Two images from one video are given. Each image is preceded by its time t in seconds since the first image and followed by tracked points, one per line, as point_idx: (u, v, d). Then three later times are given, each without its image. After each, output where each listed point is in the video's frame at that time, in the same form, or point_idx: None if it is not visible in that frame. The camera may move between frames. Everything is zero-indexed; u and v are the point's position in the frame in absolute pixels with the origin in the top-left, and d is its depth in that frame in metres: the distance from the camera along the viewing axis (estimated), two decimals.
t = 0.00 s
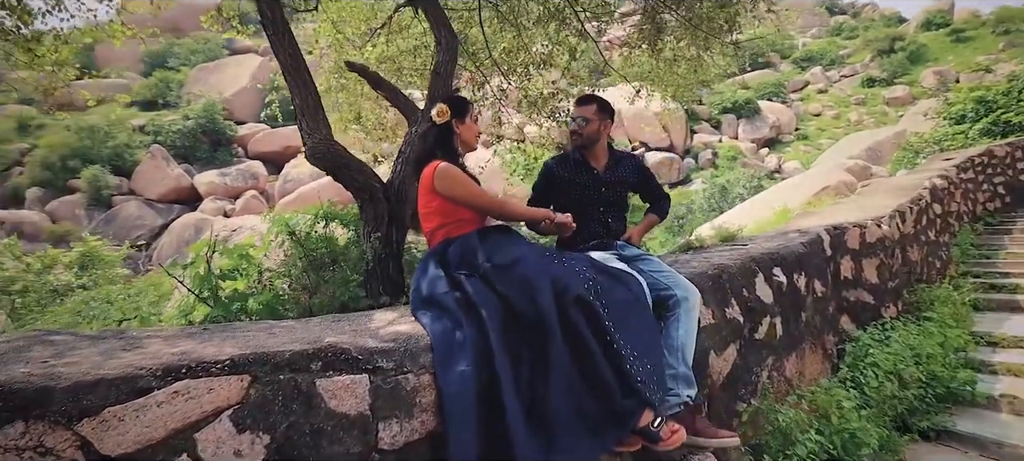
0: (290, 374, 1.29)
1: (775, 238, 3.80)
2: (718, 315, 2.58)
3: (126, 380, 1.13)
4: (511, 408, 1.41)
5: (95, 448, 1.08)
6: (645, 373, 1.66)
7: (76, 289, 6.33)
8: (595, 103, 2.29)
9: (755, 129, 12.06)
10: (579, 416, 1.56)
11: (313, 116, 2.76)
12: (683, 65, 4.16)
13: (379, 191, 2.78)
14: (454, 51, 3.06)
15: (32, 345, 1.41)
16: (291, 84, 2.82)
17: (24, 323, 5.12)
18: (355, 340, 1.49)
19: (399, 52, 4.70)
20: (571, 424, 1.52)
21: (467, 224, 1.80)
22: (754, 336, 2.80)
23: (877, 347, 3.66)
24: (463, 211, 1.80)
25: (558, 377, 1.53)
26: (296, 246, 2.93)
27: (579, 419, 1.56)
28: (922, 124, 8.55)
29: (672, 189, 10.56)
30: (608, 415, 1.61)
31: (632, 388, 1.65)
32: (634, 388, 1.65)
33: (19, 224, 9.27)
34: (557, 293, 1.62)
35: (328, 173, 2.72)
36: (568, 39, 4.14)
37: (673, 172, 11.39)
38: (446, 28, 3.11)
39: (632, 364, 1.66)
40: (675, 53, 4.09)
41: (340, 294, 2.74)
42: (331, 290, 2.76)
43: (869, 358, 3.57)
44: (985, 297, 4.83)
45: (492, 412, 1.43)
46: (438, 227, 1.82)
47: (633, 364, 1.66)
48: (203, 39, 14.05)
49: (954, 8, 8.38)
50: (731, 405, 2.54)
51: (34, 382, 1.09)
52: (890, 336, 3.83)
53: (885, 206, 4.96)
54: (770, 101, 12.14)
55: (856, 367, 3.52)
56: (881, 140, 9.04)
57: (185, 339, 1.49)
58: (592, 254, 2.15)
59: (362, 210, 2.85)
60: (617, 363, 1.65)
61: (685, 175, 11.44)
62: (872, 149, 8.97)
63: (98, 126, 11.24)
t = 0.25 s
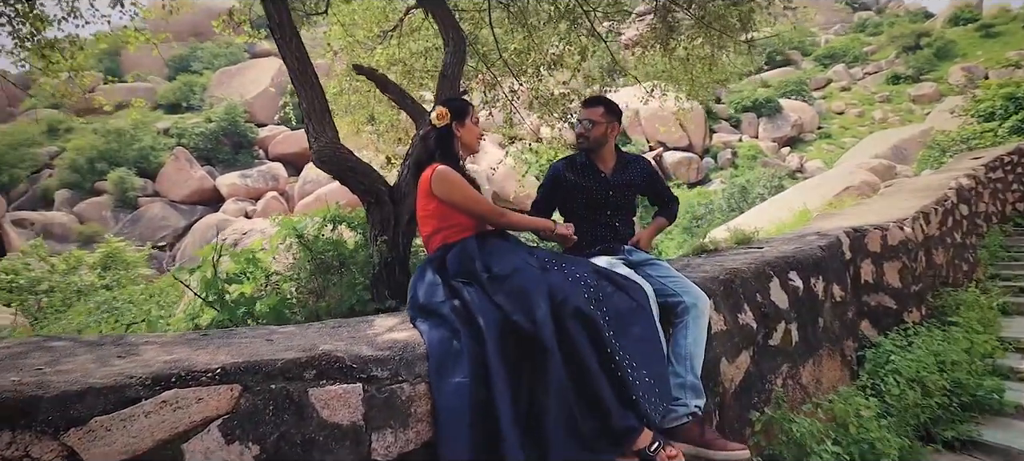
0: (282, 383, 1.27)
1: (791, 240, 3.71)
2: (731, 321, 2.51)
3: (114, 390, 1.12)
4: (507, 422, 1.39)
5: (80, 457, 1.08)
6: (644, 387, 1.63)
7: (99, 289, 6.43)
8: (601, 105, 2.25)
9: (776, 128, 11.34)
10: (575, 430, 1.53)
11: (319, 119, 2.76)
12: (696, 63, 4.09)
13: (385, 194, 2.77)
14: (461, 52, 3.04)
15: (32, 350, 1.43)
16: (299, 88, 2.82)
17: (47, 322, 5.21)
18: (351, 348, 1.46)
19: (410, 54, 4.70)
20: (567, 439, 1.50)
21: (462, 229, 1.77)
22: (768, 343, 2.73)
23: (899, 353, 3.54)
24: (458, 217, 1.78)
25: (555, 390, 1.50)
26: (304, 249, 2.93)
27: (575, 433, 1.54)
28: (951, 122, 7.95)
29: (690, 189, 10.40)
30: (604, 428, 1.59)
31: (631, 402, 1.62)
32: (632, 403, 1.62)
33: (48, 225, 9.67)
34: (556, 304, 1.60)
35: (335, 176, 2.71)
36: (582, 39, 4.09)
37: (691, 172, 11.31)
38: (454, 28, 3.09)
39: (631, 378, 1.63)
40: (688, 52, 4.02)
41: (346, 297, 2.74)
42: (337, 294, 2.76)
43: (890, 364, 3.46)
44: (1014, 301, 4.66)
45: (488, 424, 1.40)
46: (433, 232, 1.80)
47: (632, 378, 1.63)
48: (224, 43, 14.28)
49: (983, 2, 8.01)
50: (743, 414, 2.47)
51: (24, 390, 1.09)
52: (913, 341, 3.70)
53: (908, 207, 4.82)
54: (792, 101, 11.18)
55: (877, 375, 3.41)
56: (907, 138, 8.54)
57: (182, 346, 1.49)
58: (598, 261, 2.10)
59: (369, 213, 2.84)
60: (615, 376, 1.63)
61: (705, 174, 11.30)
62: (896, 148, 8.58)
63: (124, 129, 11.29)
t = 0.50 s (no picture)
0: (274, 391, 1.27)
1: (808, 242, 3.63)
2: (742, 327, 2.44)
3: (103, 397, 1.13)
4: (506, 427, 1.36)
5: None
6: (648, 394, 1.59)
7: (121, 290, 6.51)
8: (607, 105, 2.21)
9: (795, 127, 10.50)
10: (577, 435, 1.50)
11: (326, 122, 2.76)
12: (710, 61, 4.02)
13: (391, 197, 2.76)
14: (469, 54, 3.02)
15: (34, 355, 1.44)
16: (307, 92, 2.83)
17: (70, 322, 5.30)
18: (345, 354, 1.45)
19: (422, 56, 4.69)
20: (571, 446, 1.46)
21: (462, 233, 1.75)
22: (782, 349, 2.66)
23: (922, 360, 3.43)
24: (459, 219, 1.75)
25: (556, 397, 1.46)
26: (312, 252, 2.94)
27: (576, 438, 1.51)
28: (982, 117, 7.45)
29: (710, 188, 10.21)
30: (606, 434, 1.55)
31: (634, 409, 1.59)
32: (636, 409, 1.58)
33: (76, 227, 9.15)
34: (558, 309, 1.56)
35: (341, 179, 2.71)
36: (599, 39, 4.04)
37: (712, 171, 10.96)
38: (461, 29, 3.07)
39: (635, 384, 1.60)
40: (703, 50, 3.96)
41: (353, 300, 2.73)
42: (344, 297, 2.76)
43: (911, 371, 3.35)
44: None
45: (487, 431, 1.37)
46: (434, 235, 1.77)
47: (635, 384, 1.60)
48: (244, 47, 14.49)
49: None
50: (755, 422, 2.42)
51: (15, 396, 1.10)
52: (936, 347, 3.58)
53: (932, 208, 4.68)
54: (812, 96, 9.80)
55: (897, 382, 3.31)
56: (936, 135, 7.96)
57: (180, 351, 1.49)
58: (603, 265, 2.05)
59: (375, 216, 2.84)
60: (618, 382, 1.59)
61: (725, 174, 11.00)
62: (924, 146, 7.96)
63: (149, 132, 11.04)
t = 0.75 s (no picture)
0: (265, 396, 1.26)
1: (823, 244, 3.54)
2: (752, 331, 2.39)
3: (92, 402, 1.14)
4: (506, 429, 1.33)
5: None
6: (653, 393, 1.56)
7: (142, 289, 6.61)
8: (612, 105, 2.17)
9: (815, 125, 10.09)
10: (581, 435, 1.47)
11: (332, 124, 2.77)
12: (723, 59, 3.94)
13: (396, 199, 2.76)
14: (475, 54, 3.00)
15: (32, 358, 1.46)
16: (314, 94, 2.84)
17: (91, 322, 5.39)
18: (340, 359, 1.44)
19: (432, 57, 4.70)
20: (575, 446, 1.43)
21: (465, 235, 1.74)
22: (794, 354, 2.59)
23: (942, 365, 3.31)
24: (462, 222, 1.74)
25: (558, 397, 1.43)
26: (319, 254, 2.95)
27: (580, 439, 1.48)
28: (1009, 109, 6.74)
29: (728, 188, 10.05)
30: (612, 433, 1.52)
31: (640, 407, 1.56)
32: (642, 409, 1.54)
33: (100, 227, 9.38)
34: (559, 307, 1.53)
35: (347, 181, 2.72)
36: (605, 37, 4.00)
37: (730, 171, 10.50)
38: (467, 30, 3.05)
39: (641, 383, 1.56)
40: (713, 50, 3.92)
41: (357, 302, 2.73)
42: (349, 299, 2.76)
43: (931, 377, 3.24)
44: None
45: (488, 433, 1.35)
46: (437, 236, 1.76)
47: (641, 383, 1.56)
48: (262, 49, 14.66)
49: None
50: (765, 429, 2.36)
51: (6, 401, 1.13)
52: (958, 352, 3.46)
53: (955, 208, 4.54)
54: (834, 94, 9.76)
55: (916, 388, 3.20)
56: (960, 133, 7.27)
57: (176, 355, 1.50)
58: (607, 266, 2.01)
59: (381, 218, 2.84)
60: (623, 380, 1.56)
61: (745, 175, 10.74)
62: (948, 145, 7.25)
63: (171, 134, 11.19)
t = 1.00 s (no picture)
0: (255, 399, 1.27)
1: (839, 245, 3.46)
2: (761, 336, 2.33)
3: (81, 404, 1.18)
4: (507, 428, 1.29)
5: None
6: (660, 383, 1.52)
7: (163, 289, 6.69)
8: (617, 105, 2.13)
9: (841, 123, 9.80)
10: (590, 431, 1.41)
11: (338, 125, 2.78)
12: (736, 57, 3.88)
13: (400, 200, 2.77)
14: (481, 55, 2.98)
15: (32, 359, 1.50)
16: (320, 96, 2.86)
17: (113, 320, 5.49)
18: (334, 362, 1.43)
19: (443, 57, 4.71)
20: (583, 442, 1.37)
21: (469, 235, 1.72)
22: (805, 359, 2.53)
23: (963, 371, 3.20)
24: (467, 220, 1.72)
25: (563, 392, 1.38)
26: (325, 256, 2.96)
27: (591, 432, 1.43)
28: None
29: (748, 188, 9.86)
30: (623, 427, 1.47)
31: (650, 395, 1.51)
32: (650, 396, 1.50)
33: (126, 227, 9.47)
34: (559, 300, 1.50)
35: (352, 182, 2.72)
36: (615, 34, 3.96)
37: (749, 171, 10.35)
38: (473, 30, 3.04)
39: (647, 377, 1.51)
40: (727, 45, 3.85)
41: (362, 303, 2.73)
42: (354, 301, 2.76)
43: (951, 383, 3.13)
44: None
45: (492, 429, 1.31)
46: (442, 235, 1.75)
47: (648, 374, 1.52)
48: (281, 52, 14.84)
49: None
50: (775, 436, 2.30)
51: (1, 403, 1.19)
52: (981, 358, 3.34)
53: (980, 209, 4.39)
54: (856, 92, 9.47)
55: (935, 394, 3.10)
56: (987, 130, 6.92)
57: (172, 356, 1.50)
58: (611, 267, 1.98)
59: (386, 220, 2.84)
60: (631, 372, 1.51)
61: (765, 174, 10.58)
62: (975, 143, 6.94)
63: (194, 136, 11.42)
